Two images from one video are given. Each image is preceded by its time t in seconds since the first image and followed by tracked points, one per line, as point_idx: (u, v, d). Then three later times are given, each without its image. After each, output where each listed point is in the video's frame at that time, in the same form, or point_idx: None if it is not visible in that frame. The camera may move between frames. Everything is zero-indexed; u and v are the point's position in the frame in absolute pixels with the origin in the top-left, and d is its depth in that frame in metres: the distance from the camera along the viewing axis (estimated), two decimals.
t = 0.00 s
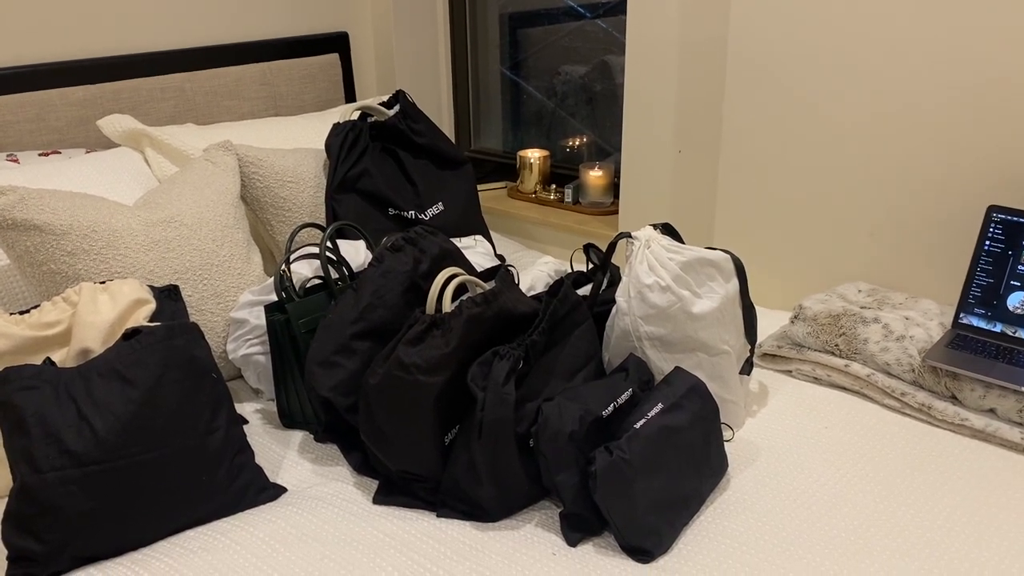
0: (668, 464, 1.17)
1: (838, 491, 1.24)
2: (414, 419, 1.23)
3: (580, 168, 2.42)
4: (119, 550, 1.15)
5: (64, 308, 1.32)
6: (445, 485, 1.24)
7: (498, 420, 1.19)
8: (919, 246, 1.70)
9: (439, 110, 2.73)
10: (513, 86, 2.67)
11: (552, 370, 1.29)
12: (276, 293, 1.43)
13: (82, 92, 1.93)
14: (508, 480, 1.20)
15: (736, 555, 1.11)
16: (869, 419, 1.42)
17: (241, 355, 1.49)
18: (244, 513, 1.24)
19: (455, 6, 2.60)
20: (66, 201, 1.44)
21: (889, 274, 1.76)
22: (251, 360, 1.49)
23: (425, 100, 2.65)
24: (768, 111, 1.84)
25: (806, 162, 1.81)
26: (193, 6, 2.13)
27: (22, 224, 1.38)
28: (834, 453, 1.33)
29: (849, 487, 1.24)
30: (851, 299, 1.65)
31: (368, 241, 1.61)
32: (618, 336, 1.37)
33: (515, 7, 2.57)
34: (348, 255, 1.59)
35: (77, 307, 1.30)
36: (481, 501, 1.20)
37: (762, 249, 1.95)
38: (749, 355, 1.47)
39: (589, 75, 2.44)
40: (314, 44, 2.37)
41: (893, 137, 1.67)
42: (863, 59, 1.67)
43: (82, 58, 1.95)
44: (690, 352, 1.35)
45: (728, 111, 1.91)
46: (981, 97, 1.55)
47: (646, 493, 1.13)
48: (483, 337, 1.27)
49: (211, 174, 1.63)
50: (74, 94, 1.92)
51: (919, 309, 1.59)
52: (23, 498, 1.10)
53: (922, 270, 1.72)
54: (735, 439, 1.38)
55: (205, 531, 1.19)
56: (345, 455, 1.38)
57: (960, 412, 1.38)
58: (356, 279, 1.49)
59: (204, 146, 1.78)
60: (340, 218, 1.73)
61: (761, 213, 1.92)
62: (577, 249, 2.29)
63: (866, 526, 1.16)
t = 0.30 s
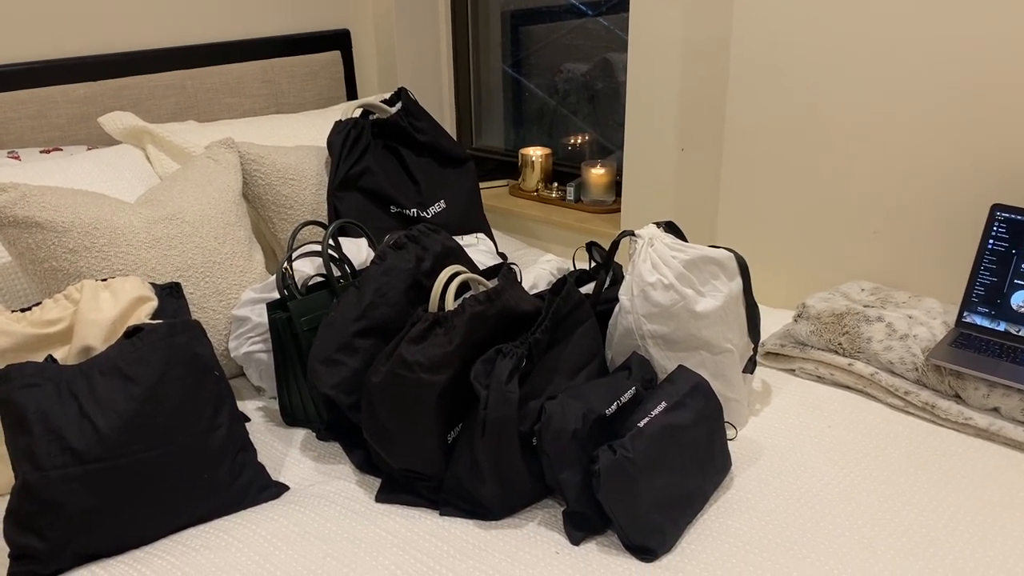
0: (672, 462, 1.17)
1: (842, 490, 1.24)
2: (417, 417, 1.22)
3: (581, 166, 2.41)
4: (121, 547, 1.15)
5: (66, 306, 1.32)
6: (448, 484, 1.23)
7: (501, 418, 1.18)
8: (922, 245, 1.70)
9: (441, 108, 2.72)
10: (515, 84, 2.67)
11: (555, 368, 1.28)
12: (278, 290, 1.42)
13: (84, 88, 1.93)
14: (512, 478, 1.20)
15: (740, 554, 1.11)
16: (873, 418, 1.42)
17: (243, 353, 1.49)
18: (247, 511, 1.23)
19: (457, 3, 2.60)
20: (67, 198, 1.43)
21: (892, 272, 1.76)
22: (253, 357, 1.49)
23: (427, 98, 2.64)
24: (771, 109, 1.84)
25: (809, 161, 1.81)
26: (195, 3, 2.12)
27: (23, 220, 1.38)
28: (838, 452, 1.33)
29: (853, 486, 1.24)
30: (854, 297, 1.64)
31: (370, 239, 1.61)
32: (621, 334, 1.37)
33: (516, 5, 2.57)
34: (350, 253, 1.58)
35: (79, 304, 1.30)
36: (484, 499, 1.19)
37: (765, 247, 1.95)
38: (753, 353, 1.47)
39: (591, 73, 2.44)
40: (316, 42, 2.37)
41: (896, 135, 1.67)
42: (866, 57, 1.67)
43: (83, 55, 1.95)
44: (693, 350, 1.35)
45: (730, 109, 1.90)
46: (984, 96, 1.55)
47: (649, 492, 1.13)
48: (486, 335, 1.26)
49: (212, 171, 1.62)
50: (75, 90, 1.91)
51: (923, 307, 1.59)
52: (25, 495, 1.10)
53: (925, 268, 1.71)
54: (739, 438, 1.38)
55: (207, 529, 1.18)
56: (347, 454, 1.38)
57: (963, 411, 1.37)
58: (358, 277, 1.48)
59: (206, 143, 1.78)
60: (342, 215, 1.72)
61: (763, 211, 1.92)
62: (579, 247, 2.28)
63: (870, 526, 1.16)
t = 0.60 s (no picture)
0: (673, 461, 1.17)
1: (844, 489, 1.23)
2: (418, 415, 1.22)
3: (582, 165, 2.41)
4: (121, 546, 1.15)
5: (66, 303, 1.31)
6: (448, 482, 1.23)
7: (502, 417, 1.18)
8: (923, 244, 1.70)
9: (441, 106, 2.72)
10: (515, 82, 2.66)
11: (556, 367, 1.28)
12: (278, 288, 1.42)
13: (83, 86, 1.92)
14: (512, 477, 1.19)
15: (742, 553, 1.10)
16: (874, 417, 1.42)
17: (243, 351, 1.48)
18: (247, 509, 1.23)
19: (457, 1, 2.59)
20: (68, 196, 1.43)
21: (893, 271, 1.76)
22: (253, 355, 1.49)
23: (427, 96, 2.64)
24: (772, 108, 1.83)
25: (810, 159, 1.81)
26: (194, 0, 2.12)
27: (23, 218, 1.37)
28: (839, 451, 1.32)
29: (854, 486, 1.24)
30: (856, 296, 1.64)
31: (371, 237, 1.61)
32: (622, 333, 1.36)
33: (517, 2, 2.56)
34: (350, 251, 1.58)
35: (79, 302, 1.29)
36: (484, 497, 1.19)
37: (766, 246, 1.94)
38: (754, 352, 1.47)
39: (592, 70, 2.43)
40: (316, 39, 2.37)
41: (897, 134, 1.67)
42: (867, 55, 1.66)
43: (83, 53, 1.94)
44: (694, 349, 1.35)
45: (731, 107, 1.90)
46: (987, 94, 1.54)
47: (651, 490, 1.13)
48: (487, 333, 1.26)
49: (212, 169, 1.62)
50: (75, 88, 1.91)
51: (924, 306, 1.58)
52: (24, 493, 1.10)
53: (926, 267, 1.71)
54: (740, 436, 1.38)
55: (207, 528, 1.18)
56: (348, 452, 1.37)
57: (965, 410, 1.37)
58: (359, 275, 1.48)
59: (206, 141, 1.77)
60: (342, 213, 1.72)
61: (764, 210, 1.91)
62: (580, 245, 2.28)
63: (872, 525, 1.15)
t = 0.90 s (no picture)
0: (673, 459, 1.17)
1: (844, 487, 1.23)
2: (418, 413, 1.22)
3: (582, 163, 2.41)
4: (121, 543, 1.15)
5: (66, 301, 1.31)
6: (448, 480, 1.23)
7: (502, 415, 1.18)
8: (923, 242, 1.70)
9: (441, 104, 2.72)
10: (515, 80, 2.66)
11: (556, 365, 1.28)
12: (278, 286, 1.42)
13: (83, 83, 1.92)
14: (512, 475, 1.19)
15: (741, 550, 1.11)
16: (875, 415, 1.42)
17: (243, 349, 1.48)
18: (247, 507, 1.23)
19: None
20: (67, 193, 1.43)
21: (893, 269, 1.76)
22: (253, 353, 1.49)
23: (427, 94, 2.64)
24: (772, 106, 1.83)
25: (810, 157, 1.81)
26: None
27: (23, 216, 1.37)
28: (839, 449, 1.32)
29: (854, 484, 1.24)
30: (856, 294, 1.64)
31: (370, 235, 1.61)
32: (622, 331, 1.36)
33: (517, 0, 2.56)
34: (350, 249, 1.58)
35: (79, 299, 1.29)
36: (484, 495, 1.19)
37: (766, 244, 1.94)
38: (754, 350, 1.47)
39: (592, 68, 2.43)
40: (316, 37, 2.36)
41: (897, 132, 1.67)
42: (867, 54, 1.66)
43: (82, 50, 1.94)
44: (694, 347, 1.35)
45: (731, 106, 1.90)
46: (986, 92, 1.54)
47: (650, 488, 1.13)
48: (486, 331, 1.26)
49: (212, 167, 1.62)
50: (75, 85, 1.91)
51: (924, 304, 1.58)
52: (24, 491, 1.10)
53: (926, 265, 1.71)
54: (740, 434, 1.38)
55: (208, 525, 1.18)
56: (348, 450, 1.38)
57: (965, 408, 1.37)
58: (359, 273, 1.48)
59: (206, 139, 1.77)
60: (342, 211, 1.72)
61: (764, 208, 1.91)
62: (580, 243, 2.28)
63: (871, 523, 1.15)
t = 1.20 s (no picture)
0: (672, 455, 1.17)
1: (842, 483, 1.23)
2: (417, 410, 1.22)
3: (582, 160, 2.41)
4: (120, 540, 1.15)
5: (65, 298, 1.31)
6: (447, 476, 1.23)
7: (501, 411, 1.18)
8: (922, 239, 1.70)
9: (440, 101, 2.72)
10: (515, 77, 2.66)
11: (555, 361, 1.28)
12: (278, 283, 1.42)
13: (82, 80, 1.92)
14: (511, 471, 1.19)
15: (739, 547, 1.11)
16: (874, 411, 1.42)
17: (242, 346, 1.49)
18: (246, 503, 1.23)
19: None
20: (66, 190, 1.43)
21: (892, 265, 1.75)
22: (252, 350, 1.49)
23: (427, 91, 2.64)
24: (771, 103, 1.83)
25: (809, 154, 1.81)
26: None
27: (22, 213, 1.37)
28: (838, 446, 1.32)
29: (853, 480, 1.24)
30: (854, 291, 1.64)
31: (369, 232, 1.61)
32: (621, 327, 1.36)
33: None
34: (349, 246, 1.58)
35: (78, 296, 1.29)
36: (483, 491, 1.19)
37: (764, 242, 1.94)
38: (753, 346, 1.47)
39: (591, 66, 2.43)
40: (315, 34, 2.36)
41: (896, 129, 1.67)
42: (866, 51, 1.66)
43: (81, 48, 1.94)
44: (693, 343, 1.35)
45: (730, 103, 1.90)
46: (986, 90, 1.54)
47: (649, 484, 1.13)
48: (486, 327, 1.26)
49: (211, 164, 1.62)
50: (74, 82, 1.91)
51: (923, 301, 1.58)
52: (23, 487, 1.10)
53: (925, 262, 1.71)
54: (739, 431, 1.38)
55: (207, 521, 1.18)
56: (347, 446, 1.38)
57: (964, 404, 1.37)
58: (358, 270, 1.48)
59: (205, 136, 1.77)
60: (341, 208, 1.72)
61: (763, 205, 1.91)
62: (579, 240, 2.28)
63: (870, 519, 1.15)
